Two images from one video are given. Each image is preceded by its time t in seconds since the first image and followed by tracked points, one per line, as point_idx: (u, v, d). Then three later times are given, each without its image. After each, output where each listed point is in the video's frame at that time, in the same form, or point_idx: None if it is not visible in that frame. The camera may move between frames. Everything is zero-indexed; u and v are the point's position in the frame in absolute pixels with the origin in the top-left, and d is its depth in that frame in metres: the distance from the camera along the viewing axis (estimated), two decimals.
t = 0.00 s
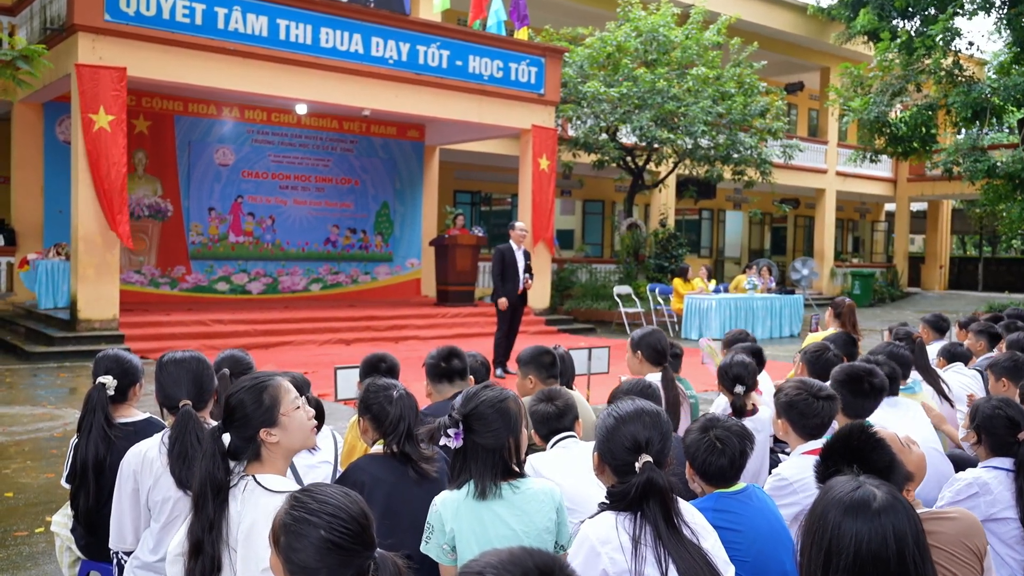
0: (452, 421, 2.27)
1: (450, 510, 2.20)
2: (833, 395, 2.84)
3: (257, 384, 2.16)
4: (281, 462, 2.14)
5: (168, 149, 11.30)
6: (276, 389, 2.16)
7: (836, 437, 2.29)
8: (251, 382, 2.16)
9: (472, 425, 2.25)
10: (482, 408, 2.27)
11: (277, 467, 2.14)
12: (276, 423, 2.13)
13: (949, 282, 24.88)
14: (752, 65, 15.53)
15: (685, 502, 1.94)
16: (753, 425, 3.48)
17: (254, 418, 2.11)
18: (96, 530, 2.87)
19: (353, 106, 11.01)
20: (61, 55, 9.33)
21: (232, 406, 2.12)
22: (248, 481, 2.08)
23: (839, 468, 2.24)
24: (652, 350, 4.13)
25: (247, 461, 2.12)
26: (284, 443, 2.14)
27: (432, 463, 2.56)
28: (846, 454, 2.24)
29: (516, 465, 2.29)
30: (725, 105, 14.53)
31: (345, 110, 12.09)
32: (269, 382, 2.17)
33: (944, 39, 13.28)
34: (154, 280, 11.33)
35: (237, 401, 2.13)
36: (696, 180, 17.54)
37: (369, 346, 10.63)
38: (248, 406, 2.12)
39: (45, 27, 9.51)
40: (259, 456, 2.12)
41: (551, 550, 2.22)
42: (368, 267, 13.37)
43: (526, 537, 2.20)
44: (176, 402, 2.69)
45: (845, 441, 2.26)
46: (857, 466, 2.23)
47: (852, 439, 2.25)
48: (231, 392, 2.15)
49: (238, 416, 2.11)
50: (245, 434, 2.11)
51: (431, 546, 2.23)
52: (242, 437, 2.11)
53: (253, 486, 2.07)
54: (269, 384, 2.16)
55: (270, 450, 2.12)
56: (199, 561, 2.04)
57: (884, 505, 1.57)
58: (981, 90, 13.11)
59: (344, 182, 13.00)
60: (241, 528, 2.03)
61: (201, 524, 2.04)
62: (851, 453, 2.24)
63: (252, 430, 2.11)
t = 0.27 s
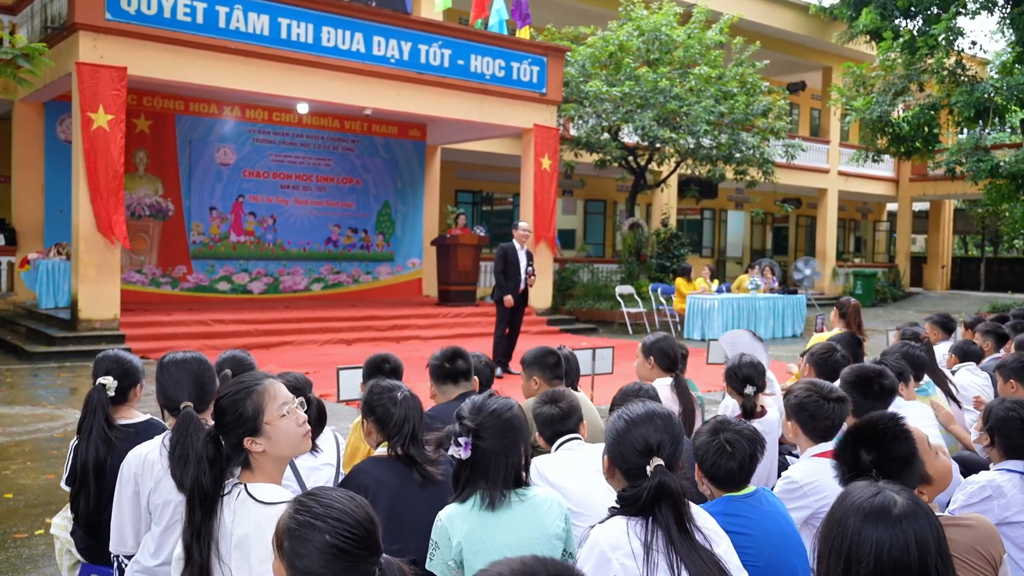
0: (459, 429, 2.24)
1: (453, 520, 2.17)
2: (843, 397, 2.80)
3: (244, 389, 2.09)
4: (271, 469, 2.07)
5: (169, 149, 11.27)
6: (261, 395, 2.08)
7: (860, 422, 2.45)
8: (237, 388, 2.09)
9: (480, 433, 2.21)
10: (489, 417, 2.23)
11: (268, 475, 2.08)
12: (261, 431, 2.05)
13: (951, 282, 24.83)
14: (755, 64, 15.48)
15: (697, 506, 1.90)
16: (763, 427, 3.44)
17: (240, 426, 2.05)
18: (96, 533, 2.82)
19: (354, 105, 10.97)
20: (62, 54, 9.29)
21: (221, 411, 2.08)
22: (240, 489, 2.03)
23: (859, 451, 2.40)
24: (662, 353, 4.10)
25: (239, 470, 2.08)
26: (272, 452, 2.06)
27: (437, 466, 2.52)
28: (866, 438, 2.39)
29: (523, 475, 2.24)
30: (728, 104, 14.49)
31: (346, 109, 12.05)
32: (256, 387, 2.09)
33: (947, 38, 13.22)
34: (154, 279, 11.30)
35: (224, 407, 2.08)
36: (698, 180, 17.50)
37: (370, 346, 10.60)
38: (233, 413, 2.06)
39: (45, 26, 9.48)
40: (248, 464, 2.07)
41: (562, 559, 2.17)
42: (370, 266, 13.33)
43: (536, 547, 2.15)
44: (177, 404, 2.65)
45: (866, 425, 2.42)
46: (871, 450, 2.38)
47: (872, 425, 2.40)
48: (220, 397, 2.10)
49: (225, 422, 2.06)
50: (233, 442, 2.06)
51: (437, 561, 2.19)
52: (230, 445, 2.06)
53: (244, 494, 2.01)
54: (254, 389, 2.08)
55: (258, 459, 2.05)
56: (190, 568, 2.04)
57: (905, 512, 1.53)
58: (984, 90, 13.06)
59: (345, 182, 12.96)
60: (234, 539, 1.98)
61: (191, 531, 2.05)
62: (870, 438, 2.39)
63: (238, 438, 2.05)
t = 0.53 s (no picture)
0: (487, 430, 2.19)
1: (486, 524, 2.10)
2: (855, 399, 2.76)
3: (235, 397, 2.04)
4: (262, 484, 2.03)
5: (170, 148, 11.23)
6: (253, 406, 2.02)
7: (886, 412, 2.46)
8: (228, 396, 2.04)
9: (511, 435, 2.17)
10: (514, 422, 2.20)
11: (258, 489, 2.03)
12: (250, 446, 2.00)
13: (953, 281, 24.78)
14: (757, 64, 15.42)
15: (711, 513, 1.85)
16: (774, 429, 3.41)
17: (229, 438, 2.01)
18: (96, 536, 2.79)
19: (355, 105, 10.93)
20: (62, 53, 9.25)
21: (211, 420, 2.03)
22: (230, 501, 2.00)
23: (878, 439, 2.41)
24: (668, 356, 4.07)
25: (230, 482, 2.04)
26: (261, 467, 2.01)
27: (443, 469, 2.47)
28: (887, 428, 2.40)
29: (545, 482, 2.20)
30: (730, 104, 14.43)
31: (348, 109, 12.00)
32: (248, 396, 2.03)
33: (949, 38, 13.17)
34: (155, 280, 11.26)
35: (215, 415, 2.03)
36: (700, 179, 17.46)
37: (372, 346, 10.56)
38: (222, 423, 2.01)
39: (45, 25, 9.44)
40: (238, 476, 2.03)
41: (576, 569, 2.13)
42: (371, 266, 13.29)
43: (553, 556, 2.11)
44: (179, 408, 2.61)
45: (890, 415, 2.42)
46: (889, 439, 2.38)
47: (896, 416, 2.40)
48: (212, 404, 2.06)
49: (216, 431, 2.02)
50: (221, 451, 2.02)
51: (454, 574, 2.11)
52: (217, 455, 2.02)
53: (232, 508, 1.97)
54: (246, 400, 2.03)
55: (248, 472, 2.01)
56: None
57: (931, 520, 1.48)
58: (987, 89, 13.00)
59: (346, 182, 12.91)
60: (225, 555, 1.93)
61: (181, 540, 2.02)
62: (892, 429, 2.38)
63: (227, 449, 2.00)
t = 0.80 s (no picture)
0: (506, 431, 2.15)
1: (517, 527, 2.07)
2: (869, 401, 2.71)
3: (231, 404, 1.99)
4: (254, 495, 1.97)
5: (170, 147, 11.18)
6: (250, 415, 1.97)
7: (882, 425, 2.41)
8: (224, 403, 1.98)
9: (531, 436, 2.15)
10: (530, 422, 2.18)
11: (251, 500, 1.98)
12: (244, 456, 1.95)
13: (955, 281, 24.72)
14: (759, 63, 15.36)
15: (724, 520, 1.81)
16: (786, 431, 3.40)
17: (223, 447, 1.95)
18: (96, 541, 2.73)
19: (357, 104, 10.88)
20: (62, 52, 9.20)
21: (207, 426, 1.98)
22: (222, 513, 1.95)
23: (881, 454, 2.36)
24: (672, 357, 4.01)
25: (223, 491, 1.99)
26: (255, 478, 1.96)
27: (449, 473, 2.43)
28: (888, 442, 2.35)
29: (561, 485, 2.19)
30: (732, 103, 14.37)
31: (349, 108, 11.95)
32: (246, 404, 1.98)
33: (952, 36, 13.10)
34: (156, 279, 11.21)
35: (210, 422, 1.98)
36: (702, 179, 17.41)
37: (374, 346, 10.51)
38: (216, 430, 1.96)
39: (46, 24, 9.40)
40: (231, 487, 1.98)
41: None
42: (372, 266, 13.24)
43: (570, 563, 2.08)
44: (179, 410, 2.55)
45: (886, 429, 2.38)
46: (891, 455, 2.33)
47: (889, 432, 2.35)
48: (208, 410, 2.00)
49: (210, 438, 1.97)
50: (214, 459, 1.96)
51: None
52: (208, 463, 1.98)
53: (225, 520, 1.93)
54: (243, 408, 1.98)
55: (241, 484, 1.95)
56: None
57: (964, 529, 1.42)
58: (990, 88, 12.94)
59: (347, 181, 12.86)
60: (219, 570, 1.88)
61: (174, 549, 1.95)
62: (893, 444, 2.34)
63: (221, 456, 1.95)
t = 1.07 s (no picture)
0: (518, 435, 2.12)
1: (529, 530, 2.03)
2: (880, 402, 2.66)
3: (233, 411, 1.95)
4: (252, 506, 1.94)
5: (171, 147, 11.14)
6: (252, 423, 1.94)
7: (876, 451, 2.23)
8: (227, 410, 1.95)
9: (543, 441, 2.13)
10: (542, 427, 2.15)
11: (249, 511, 1.95)
12: (244, 466, 1.92)
13: (957, 281, 24.67)
14: (761, 62, 15.31)
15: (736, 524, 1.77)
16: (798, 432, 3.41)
17: (223, 455, 1.92)
18: (95, 544, 2.70)
19: (358, 103, 10.84)
20: (63, 51, 9.17)
21: (206, 433, 1.95)
22: (216, 522, 1.92)
23: (887, 480, 2.15)
24: (675, 359, 3.97)
25: (220, 499, 1.95)
26: (254, 488, 1.93)
27: (453, 476, 2.39)
28: (893, 466, 2.15)
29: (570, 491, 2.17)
30: (735, 102, 14.32)
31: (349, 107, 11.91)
32: (249, 412, 1.95)
33: (955, 36, 13.07)
34: (156, 279, 11.18)
35: (210, 428, 1.94)
36: (703, 178, 17.37)
37: (375, 346, 10.47)
38: (217, 438, 1.93)
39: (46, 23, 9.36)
40: (228, 495, 1.94)
41: None
42: (373, 266, 13.20)
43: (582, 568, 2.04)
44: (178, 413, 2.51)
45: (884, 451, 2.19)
46: (900, 477, 2.13)
47: (890, 452, 2.17)
48: (209, 416, 1.97)
49: (209, 444, 1.93)
50: (212, 466, 1.93)
51: None
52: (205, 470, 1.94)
53: (219, 530, 1.90)
54: (246, 415, 1.94)
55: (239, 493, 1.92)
56: None
57: (989, 539, 1.38)
58: (993, 87, 12.89)
59: (348, 181, 12.82)
60: None
61: (172, 559, 1.91)
62: (899, 466, 2.14)
63: (220, 464, 1.92)
